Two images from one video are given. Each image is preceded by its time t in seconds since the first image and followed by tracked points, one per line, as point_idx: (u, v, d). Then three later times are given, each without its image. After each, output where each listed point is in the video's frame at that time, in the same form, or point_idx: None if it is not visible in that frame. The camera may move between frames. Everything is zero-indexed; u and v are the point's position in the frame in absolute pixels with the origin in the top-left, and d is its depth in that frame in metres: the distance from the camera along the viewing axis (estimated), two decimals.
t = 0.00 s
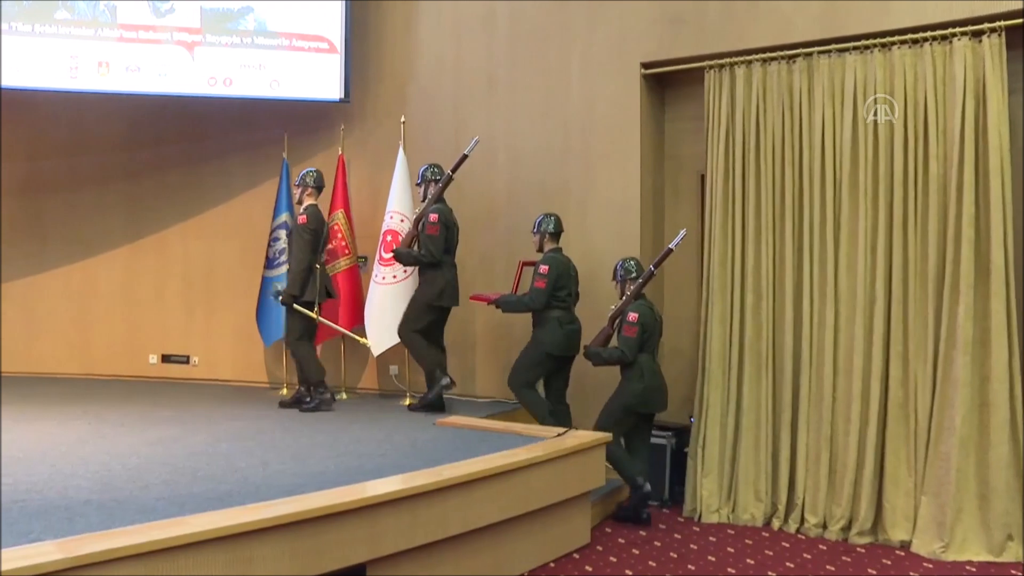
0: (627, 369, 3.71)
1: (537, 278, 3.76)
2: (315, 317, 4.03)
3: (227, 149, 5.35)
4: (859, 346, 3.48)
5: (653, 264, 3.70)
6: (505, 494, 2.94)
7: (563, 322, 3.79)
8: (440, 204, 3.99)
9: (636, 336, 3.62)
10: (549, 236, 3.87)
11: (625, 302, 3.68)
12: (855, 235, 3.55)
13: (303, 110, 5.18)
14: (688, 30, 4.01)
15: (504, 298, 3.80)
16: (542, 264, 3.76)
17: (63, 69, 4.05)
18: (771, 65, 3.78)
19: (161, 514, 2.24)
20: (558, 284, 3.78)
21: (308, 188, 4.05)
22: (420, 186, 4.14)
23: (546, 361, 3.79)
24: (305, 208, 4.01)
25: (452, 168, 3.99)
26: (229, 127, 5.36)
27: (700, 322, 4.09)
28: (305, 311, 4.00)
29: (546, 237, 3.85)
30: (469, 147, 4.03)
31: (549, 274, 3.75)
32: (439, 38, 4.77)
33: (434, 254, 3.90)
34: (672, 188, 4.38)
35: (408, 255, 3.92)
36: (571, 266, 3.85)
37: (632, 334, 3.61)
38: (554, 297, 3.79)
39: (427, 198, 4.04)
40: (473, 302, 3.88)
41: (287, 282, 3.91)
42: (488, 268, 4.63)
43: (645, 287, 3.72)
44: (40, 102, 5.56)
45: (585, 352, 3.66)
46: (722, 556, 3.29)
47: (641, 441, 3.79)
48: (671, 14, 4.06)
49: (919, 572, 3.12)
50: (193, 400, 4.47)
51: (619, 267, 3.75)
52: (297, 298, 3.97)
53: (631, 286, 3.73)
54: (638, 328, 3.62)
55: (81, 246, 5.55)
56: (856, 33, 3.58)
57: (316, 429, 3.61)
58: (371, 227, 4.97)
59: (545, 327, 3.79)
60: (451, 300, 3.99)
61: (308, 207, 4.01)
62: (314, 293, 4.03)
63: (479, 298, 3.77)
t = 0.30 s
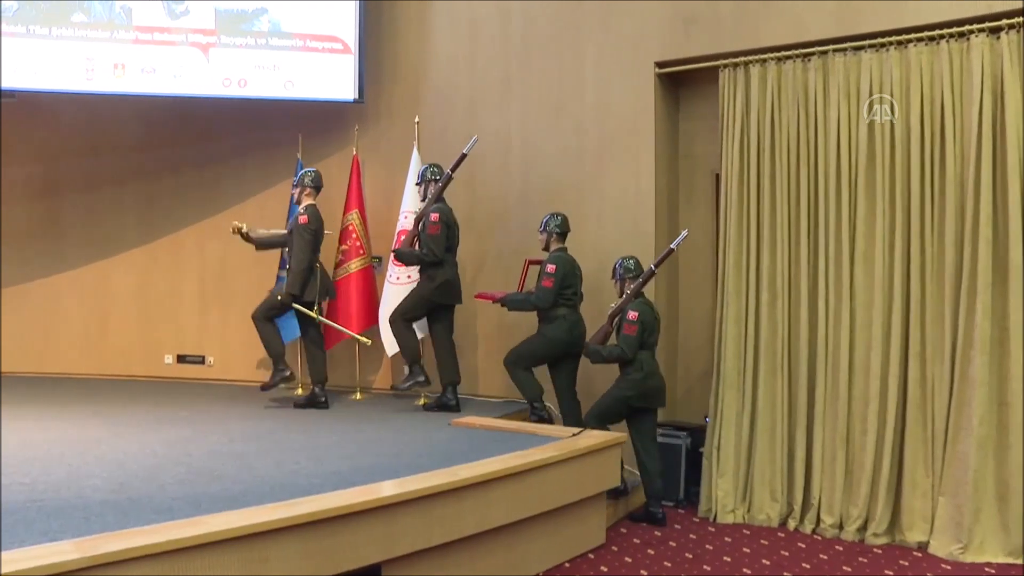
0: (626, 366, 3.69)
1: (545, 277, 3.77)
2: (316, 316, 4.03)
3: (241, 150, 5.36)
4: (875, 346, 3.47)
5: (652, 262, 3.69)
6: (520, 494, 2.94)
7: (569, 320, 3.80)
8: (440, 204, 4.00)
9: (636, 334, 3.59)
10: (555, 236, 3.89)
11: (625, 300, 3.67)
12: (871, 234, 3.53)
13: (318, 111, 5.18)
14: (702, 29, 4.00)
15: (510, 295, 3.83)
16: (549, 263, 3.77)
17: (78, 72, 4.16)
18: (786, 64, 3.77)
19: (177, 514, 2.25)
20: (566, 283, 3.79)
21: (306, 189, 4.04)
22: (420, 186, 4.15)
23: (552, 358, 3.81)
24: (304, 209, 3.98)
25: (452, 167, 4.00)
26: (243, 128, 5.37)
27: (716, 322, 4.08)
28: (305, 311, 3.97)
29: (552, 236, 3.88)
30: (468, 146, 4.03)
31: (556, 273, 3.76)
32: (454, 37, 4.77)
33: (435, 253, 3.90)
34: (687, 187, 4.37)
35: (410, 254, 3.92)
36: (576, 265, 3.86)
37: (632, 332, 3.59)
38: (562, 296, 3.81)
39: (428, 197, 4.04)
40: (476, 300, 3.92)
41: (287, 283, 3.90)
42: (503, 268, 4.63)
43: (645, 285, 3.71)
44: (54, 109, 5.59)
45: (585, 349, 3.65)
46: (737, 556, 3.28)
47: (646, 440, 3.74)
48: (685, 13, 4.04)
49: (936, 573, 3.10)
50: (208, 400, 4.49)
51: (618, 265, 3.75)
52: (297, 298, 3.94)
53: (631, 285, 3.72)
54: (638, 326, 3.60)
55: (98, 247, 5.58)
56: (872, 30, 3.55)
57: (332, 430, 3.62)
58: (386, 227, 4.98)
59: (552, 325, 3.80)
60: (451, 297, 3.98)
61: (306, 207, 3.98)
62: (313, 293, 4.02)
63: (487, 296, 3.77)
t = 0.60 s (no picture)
0: (624, 349, 3.76)
1: (544, 263, 3.79)
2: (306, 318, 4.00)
3: (258, 153, 5.38)
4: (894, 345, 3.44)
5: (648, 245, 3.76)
6: (538, 494, 2.94)
7: (567, 308, 3.82)
8: (437, 206, 4.01)
9: (631, 314, 3.67)
10: (554, 224, 3.91)
11: (621, 282, 3.74)
12: (890, 233, 3.51)
13: (334, 112, 5.19)
14: (719, 27, 3.99)
15: (509, 284, 3.84)
16: (548, 250, 3.79)
17: (97, 74, 4.09)
18: (803, 62, 3.75)
19: (196, 514, 2.26)
20: (565, 269, 3.81)
21: (298, 191, 4.07)
22: (419, 188, 4.09)
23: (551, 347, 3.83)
24: (296, 211, 4.01)
25: (450, 171, 3.99)
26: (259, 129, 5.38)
27: (734, 323, 4.06)
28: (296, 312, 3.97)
29: (551, 224, 3.90)
30: (467, 150, 4.07)
31: (555, 260, 3.79)
32: (469, 37, 4.77)
33: (431, 255, 3.90)
34: (704, 185, 4.35)
35: (406, 255, 3.91)
36: (573, 253, 3.89)
37: (627, 313, 3.66)
38: (561, 284, 3.83)
39: (424, 200, 4.03)
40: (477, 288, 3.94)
41: (281, 285, 3.91)
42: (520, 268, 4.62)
43: (641, 267, 3.78)
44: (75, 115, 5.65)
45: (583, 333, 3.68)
46: (756, 556, 3.26)
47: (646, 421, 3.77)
48: (701, 12, 4.03)
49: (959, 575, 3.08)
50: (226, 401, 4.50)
51: (615, 247, 3.82)
52: (288, 298, 3.94)
53: (627, 266, 3.79)
54: (633, 306, 3.68)
55: (119, 249, 5.61)
56: (890, 28, 3.53)
57: (350, 430, 3.62)
58: (402, 227, 4.98)
59: (551, 313, 3.81)
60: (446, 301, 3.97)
61: (298, 209, 4.00)
62: (305, 294, 4.00)
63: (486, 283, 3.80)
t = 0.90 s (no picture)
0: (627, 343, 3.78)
1: (542, 252, 3.89)
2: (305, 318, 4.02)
3: (271, 154, 5.39)
4: (910, 346, 3.42)
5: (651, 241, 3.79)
6: (552, 494, 2.94)
7: (567, 295, 3.93)
8: (431, 207, 4.01)
9: (633, 310, 3.68)
10: (553, 214, 4.01)
11: (624, 277, 3.76)
12: (905, 233, 3.49)
13: (348, 113, 5.20)
14: (733, 27, 3.98)
15: (509, 272, 3.93)
16: (546, 240, 3.89)
17: (112, 77, 4.24)
18: (817, 61, 3.74)
19: (211, 514, 2.26)
20: (564, 258, 3.91)
21: (294, 192, 4.06)
22: (415, 188, 4.17)
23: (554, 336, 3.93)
24: (291, 212, 4.01)
25: (444, 172, 4.06)
26: (273, 131, 5.40)
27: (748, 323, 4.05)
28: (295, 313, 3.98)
29: (550, 214, 4.00)
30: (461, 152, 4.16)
31: (553, 249, 3.88)
32: (482, 38, 4.78)
33: (425, 256, 3.89)
34: (718, 185, 4.34)
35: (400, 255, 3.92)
36: (572, 242, 3.99)
37: (629, 308, 3.68)
38: (560, 272, 3.92)
39: (420, 201, 4.07)
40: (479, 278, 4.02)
41: (276, 285, 3.90)
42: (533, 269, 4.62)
43: (645, 263, 3.79)
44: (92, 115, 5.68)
45: (587, 327, 3.74)
46: (771, 557, 3.25)
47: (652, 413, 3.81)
48: (715, 11, 4.03)
49: None
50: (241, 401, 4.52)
51: (619, 244, 3.83)
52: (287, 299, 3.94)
53: (631, 261, 3.80)
54: (635, 301, 3.68)
55: (134, 250, 5.64)
56: (904, 26, 3.51)
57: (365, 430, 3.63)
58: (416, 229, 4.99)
59: (552, 302, 3.92)
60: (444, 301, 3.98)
61: (293, 209, 4.01)
62: (303, 294, 4.01)
63: (487, 273, 3.87)
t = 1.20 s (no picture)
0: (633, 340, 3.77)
1: (546, 239, 3.98)
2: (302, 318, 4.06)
3: (287, 154, 5.40)
4: (926, 347, 3.40)
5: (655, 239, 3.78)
6: (567, 495, 2.93)
7: (566, 283, 4.03)
8: (426, 207, 4.07)
9: (640, 307, 3.68)
10: (553, 201, 4.07)
11: (629, 275, 3.75)
12: (922, 233, 3.47)
13: (363, 113, 5.21)
14: (749, 26, 3.96)
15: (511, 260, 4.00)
16: (550, 227, 3.97)
17: (129, 78, 4.20)
18: (833, 60, 3.72)
19: (226, 513, 2.27)
20: (566, 245, 4.01)
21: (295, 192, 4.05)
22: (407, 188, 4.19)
23: (551, 321, 4.03)
24: (293, 213, 4.02)
25: (438, 172, 4.08)
26: (289, 131, 5.41)
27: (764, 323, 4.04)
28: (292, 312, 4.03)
29: (550, 201, 4.05)
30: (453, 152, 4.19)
31: (557, 236, 3.97)
32: (497, 38, 4.78)
33: (420, 255, 3.99)
34: (734, 185, 4.33)
35: (395, 254, 4.01)
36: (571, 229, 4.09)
37: (637, 305, 3.67)
38: (562, 259, 4.03)
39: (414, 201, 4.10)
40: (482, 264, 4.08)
41: (276, 285, 3.96)
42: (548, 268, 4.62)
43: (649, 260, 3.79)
44: (110, 115, 5.71)
45: (591, 325, 3.75)
46: (786, 558, 3.24)
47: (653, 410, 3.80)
48: (731, 10, 4.01)
49: None
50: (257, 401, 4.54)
51: (623, 240, 3.82)
52: (285, 298, 3.99)
53: (635, 258, 3.79)
54: (642, 298, 3.68)
55: (151, 250, 5.67)
56: (921, 25, 3.49)
57: (380, 430, 3.64)
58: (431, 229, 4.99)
59: (551, 287, 4.02)
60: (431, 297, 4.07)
61: (295, 210, 4.02)
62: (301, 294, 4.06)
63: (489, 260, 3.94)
